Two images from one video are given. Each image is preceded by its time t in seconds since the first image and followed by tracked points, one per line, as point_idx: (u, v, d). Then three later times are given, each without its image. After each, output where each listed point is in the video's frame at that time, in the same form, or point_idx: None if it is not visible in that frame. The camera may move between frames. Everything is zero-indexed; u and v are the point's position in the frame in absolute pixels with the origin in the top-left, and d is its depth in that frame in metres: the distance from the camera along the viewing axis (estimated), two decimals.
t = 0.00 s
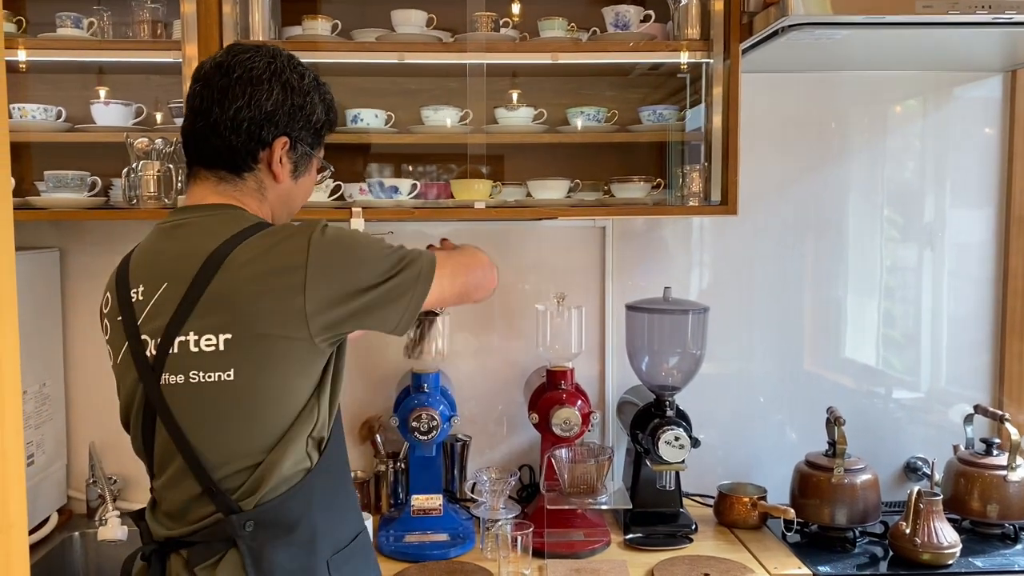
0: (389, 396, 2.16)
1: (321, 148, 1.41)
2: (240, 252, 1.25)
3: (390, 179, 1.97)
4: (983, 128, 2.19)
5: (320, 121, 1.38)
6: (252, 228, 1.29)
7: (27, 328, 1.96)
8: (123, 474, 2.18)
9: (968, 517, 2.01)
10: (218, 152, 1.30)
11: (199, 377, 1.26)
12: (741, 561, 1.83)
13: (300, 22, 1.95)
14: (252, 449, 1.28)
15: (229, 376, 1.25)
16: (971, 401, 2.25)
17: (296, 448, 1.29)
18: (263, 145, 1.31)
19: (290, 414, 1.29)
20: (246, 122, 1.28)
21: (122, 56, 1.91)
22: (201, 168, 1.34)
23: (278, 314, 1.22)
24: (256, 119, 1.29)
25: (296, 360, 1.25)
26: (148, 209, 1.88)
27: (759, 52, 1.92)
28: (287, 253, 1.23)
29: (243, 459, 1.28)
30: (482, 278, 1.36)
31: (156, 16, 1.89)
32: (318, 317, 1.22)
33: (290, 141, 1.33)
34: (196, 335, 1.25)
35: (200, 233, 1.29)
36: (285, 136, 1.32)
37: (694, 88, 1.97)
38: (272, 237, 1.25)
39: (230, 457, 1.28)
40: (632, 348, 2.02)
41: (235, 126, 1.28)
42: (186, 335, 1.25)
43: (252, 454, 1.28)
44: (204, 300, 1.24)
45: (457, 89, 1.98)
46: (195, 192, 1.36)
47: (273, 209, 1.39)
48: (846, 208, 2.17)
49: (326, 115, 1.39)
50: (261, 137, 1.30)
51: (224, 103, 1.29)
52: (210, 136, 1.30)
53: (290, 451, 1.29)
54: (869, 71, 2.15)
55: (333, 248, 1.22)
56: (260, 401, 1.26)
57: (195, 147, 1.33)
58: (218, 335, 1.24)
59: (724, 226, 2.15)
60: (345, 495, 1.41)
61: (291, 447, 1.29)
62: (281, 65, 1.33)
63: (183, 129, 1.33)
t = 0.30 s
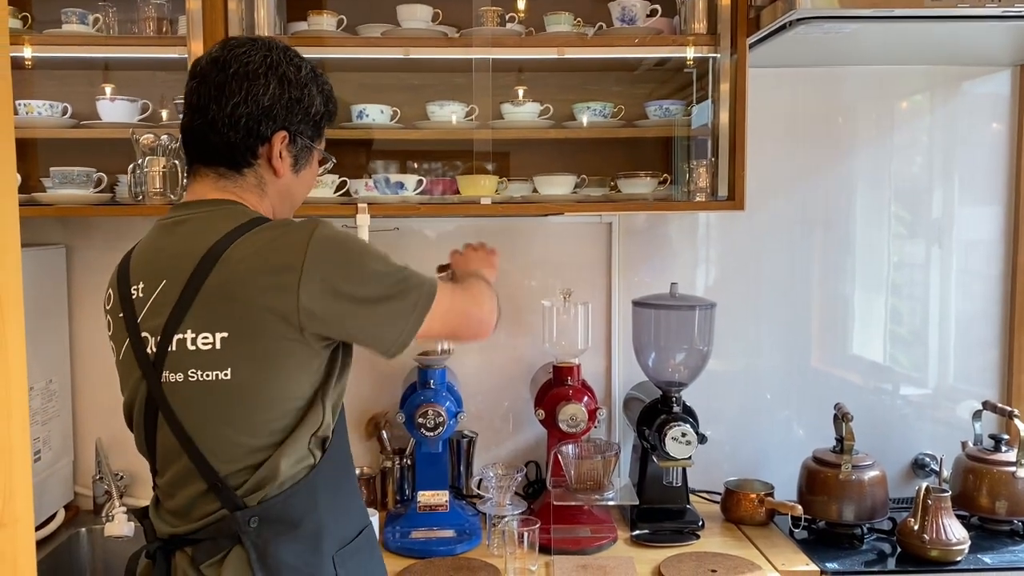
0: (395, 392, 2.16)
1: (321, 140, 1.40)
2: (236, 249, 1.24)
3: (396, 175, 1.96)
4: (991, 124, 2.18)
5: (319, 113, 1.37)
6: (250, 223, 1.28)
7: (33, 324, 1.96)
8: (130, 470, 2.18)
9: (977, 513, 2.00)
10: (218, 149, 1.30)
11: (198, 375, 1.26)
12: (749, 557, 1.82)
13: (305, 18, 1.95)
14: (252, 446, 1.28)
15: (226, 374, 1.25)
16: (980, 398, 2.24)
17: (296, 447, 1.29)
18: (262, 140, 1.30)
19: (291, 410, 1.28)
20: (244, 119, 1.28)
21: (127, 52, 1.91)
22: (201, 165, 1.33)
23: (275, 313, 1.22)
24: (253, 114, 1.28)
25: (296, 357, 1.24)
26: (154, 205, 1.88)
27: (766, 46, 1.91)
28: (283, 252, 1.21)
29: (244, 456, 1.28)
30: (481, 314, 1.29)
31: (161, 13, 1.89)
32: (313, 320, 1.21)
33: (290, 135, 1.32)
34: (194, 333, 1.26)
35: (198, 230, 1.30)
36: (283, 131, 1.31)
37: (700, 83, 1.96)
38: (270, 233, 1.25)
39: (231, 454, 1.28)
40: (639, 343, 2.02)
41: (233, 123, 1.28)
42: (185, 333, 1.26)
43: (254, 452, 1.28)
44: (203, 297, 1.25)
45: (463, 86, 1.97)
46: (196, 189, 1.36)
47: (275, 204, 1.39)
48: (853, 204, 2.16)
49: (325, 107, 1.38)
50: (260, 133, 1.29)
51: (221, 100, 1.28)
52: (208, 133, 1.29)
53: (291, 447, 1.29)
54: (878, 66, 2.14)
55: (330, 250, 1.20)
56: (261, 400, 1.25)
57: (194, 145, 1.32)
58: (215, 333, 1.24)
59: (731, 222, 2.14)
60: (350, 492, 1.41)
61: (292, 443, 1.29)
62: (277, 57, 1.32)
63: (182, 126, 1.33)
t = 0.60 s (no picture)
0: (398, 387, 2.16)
1: (330, 137, 1.41)
2: (231, 252, 1.26)
3: (398, 171, 1.96)
4: (995, 120, 2.17)
5: (329, 110, 1.37)
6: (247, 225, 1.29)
7: (38, 320, 1.96)
8: (134, 466, 2.19)
9: (980, 509, 2.00)
10: (229, 145, 1.30)
11: (192, 374, 1.28)
12: (751, 552, 1.82)
13: (308, 14, 1.95)
14: (245, 445, 1.29)
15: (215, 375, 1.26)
16: (983, 394, 2.24)
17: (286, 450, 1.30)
18: (273, 135, 1.31)
19: (284, 415, 1.29)
20: (256, 114, 1.28)
21: (130, 49, 1.91)
22: (210, 160, 1.34)
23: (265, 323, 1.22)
24: (265, 110, 1.28)
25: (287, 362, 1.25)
26: (158, 201, 1.89)
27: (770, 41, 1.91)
28: (276, 269, 1.22)
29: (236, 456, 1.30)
30: (431, 431, 1.31)
31: (164, 9, 1.90)
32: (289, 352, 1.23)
33: (301, 131, 1.33)
34: (188, 332, 1.27)
35: (198, 230, 1.32)
36: (295, 126, 1.32)
37: (703, 79, 1.96)
38: (266, 240, 1.25)
39: (224, 452, 1.30)
40: (642, 339, 2.01)
41: (245, 117, 1.28)
42: (181, 331, 1.28)
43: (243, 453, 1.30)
44: (199, 295, 1.27)
45: (466, 81, 1.97)
46: (204, 184, 1.36)
47: (282, 202, 1.39)
48: (857, 200, 2.15)
49: (335, 104, 1.39)
50: (271, 129, 1.30)
51: (234, 94, 1.28)
52: (219, 128, 1.29)
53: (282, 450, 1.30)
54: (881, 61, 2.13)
55: (320, 288, 1.21)
56: (251, 404, 1.26)
57: (204, 139, 1.32)
58: (205, 334, 1.26)
59: (734, 218, 2.13)
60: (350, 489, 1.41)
61: (282, 446, 1.30)
62: (288, 53, 1.32)
63: (191, 120, 1.33)
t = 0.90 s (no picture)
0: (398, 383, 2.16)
1: (354, 148, 1.45)
2: (247, 244, 1.28)
3: (397, 166, 1.95)
4: (996, 115, 2.17)
5: (357, 122, 1.41)
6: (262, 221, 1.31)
7: (38, 316, 1.96)
8: (136, 461, 2.19)
9: (980, 503, 2.00)
10: (260, 142, 1.33)
11: (200, 364, 1.29)
12: (751, 547, 1.83)
13: (308, 9, 1.95)
14: (248, 440, 1.30)
15: (222, 367, 1.27)
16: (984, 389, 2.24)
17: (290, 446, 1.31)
18: (304, 138, 1.34)
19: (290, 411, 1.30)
20: (291, 115, 1.31)
21: (131, 44, 1.91)
22: (239, 156, 1.36)
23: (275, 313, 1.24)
24: (300, 112, 1.32)
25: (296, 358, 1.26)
26: (159, 196, 1.89)
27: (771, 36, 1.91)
28: (292, 261, 1.25)
29: (240, 450, 1.30)
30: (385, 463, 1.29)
31: (165, 5, 1.90)
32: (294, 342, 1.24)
33: (330, 137, 1.36)
34: (199, 322, 1.28)
35: (213, 223, 1.33)
36: (325, 132, 1.35)
37: (704, 75, 1.96)
38: (285, 234, 1.28)
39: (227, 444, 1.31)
40: (642, 334, 2.00)
41: (280, 118, 1.31)
42: (192, 321, 1.29)
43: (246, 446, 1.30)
44: (211, 287, 1.28)
45: (466, 76, 1.97)
46: (231, 179, 1.38)
47: (304, 204, 1.41)
48: (857, 195, 2.15)
49: (363, 117, 1.43)
50: (303, 131, 1.33)
51: (270, 94, 1.31)
52: (252, 125, 1.32)
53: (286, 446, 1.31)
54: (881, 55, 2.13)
55: (332, 280, 1.24)
56: (259, 396, 1.27)
57: (235, 134, 1.35)
58: (216, 325, 1.27)
59: (735, 213, 2.12)
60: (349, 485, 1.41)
61: (285, 442, 1.31)
62: (326, 63, 1.36)
63: (224, 116, 1.35)
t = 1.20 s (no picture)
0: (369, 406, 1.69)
1: (314, 121, 1.10)
2: (179, 218, 0.94)
3: (360, 122, 1.47)
4: None
5: (320, 87, 1.06)
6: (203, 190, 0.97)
7: None
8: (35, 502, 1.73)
9: None
10: (191, 101, 0.98)
11: (105, 377, 0.93)
12: None
13: None
14: (166, 484, 0.95)
15: (140, 379, 0.92)
16: None
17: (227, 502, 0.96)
18: (251, 99, 0.99)
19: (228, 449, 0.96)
20: (234, 67, 0.97)
21: None
22: (166, 117, 1.00)
23: (221, 315, 0.92)
24: (246, 65, 0.98)
25: (242, 380, 0.94)
26: (40, 160, 1.45)
27: None
28: (243, 243, 0.91)
29: (152, 498, 0.95)
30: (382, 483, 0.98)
31: None
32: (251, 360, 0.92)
33: (284, 101, 1.01)
34: (111, 317, 0.94)
35: (136, 186, 0.98)
36: (278, 93, 1.01)
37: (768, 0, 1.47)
38: (233, 209, 0.94)
39: (134, 492, 0.94)
40: (685, 344, 1.52)
41: (220, 70, 0.97)
42: (98, 317, 0.94)
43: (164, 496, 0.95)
44: (126, 275, 0.94)
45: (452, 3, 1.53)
46: (150, 147, 1.02)
47: (251, 184, 1.05)
48: (971, 160, 1.60)
49: (326, 83, 1.08)
50: (250, 89, 0.98)
51: (209, 40, 0.98)
52: (182, 80, 0.98)
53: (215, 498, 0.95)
54: None
55: (303, 274, 0.91)
56: (193, 429, 0.94)
57: (160, 87, 0.99)
58: (136, 322, 0.93)
59: (810, 182, 1.59)
60: None
61: (218, 489, 0.95)
62: (282, 6, 1.02)
63: (148, 69, 1.01)
